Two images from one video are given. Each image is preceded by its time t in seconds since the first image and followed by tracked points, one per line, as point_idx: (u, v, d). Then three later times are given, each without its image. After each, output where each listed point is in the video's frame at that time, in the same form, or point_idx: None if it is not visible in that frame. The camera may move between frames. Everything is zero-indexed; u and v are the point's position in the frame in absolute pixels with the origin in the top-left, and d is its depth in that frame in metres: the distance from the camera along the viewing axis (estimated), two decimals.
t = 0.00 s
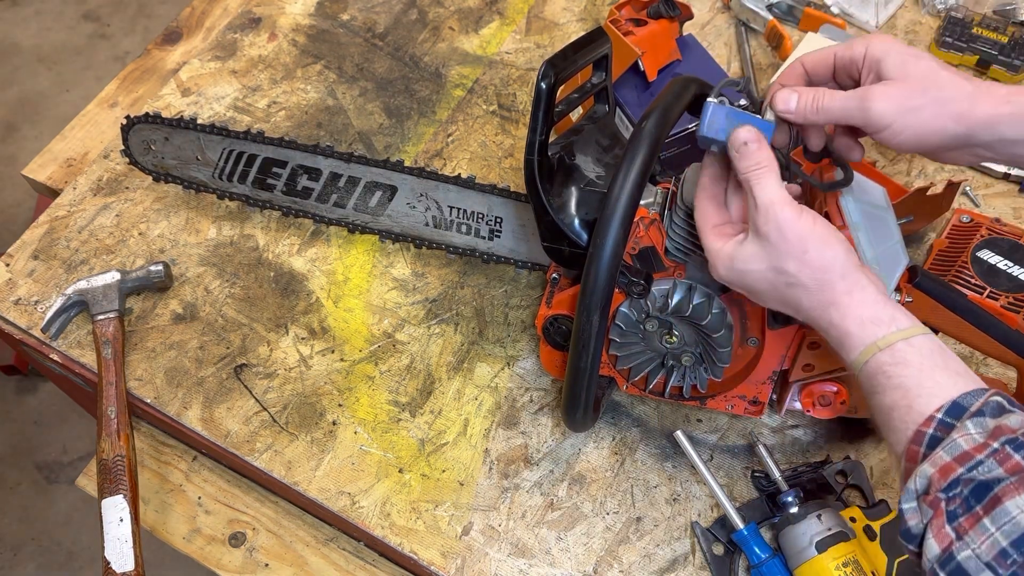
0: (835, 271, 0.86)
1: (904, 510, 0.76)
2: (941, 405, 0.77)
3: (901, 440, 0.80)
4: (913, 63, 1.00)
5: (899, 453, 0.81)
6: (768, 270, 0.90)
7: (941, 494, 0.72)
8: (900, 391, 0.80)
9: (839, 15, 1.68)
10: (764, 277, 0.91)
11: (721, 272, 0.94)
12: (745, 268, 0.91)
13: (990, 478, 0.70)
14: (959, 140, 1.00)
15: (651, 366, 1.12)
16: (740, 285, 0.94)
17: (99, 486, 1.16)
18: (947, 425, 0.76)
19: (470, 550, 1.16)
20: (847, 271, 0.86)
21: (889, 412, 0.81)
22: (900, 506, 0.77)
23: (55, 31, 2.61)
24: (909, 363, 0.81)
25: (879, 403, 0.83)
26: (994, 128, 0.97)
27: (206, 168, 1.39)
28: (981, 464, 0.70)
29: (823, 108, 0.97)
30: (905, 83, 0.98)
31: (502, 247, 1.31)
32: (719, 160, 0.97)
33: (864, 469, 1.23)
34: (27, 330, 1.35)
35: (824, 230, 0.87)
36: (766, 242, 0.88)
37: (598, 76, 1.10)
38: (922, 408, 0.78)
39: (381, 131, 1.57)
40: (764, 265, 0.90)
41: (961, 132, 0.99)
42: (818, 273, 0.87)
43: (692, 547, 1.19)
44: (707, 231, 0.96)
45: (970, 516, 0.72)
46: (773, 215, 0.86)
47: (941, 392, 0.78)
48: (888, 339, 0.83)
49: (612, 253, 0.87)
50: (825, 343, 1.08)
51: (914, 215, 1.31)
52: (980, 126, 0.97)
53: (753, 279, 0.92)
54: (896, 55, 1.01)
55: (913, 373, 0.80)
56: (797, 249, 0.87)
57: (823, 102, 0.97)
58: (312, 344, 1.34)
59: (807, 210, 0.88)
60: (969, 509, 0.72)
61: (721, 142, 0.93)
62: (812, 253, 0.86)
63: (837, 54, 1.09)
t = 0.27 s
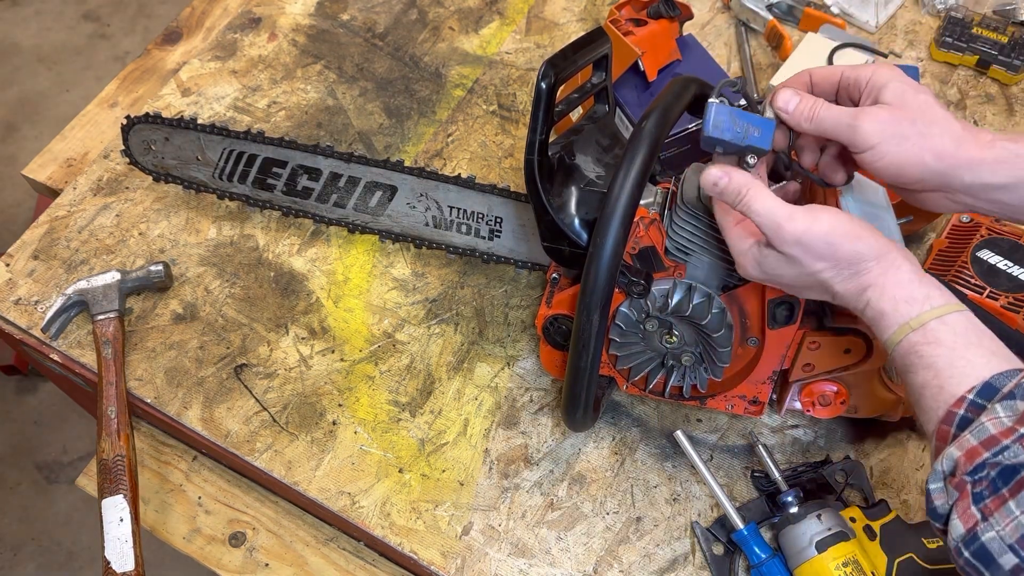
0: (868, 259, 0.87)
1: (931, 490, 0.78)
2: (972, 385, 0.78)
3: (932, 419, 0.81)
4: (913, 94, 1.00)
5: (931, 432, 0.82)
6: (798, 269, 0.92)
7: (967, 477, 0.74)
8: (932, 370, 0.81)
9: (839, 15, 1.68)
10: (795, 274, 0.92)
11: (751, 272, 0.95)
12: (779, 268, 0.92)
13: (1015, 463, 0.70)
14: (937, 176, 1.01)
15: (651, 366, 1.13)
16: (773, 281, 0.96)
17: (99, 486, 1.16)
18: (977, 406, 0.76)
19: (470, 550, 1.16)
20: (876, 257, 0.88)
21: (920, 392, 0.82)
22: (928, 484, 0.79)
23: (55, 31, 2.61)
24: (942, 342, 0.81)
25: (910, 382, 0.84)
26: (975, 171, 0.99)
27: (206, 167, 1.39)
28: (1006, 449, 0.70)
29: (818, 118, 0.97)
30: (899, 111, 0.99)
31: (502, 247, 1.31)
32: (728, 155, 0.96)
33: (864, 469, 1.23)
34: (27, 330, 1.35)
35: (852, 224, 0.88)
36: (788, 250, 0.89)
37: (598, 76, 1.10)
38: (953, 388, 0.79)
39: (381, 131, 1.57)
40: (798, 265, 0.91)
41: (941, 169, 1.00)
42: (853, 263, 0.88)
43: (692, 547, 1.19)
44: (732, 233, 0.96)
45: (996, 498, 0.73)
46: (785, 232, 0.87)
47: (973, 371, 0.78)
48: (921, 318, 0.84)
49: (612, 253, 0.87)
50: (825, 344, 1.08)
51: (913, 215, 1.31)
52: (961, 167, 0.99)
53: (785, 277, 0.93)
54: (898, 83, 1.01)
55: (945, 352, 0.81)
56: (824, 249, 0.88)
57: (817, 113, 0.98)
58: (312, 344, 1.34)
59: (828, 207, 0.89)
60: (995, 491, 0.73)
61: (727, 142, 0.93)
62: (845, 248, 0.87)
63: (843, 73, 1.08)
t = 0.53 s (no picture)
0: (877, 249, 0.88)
1: (932, 480, 0.79)
2: (977, 376, 0.78)
3: (936, 409, 0.81)
4: (912, 105, 1.00)
5: (935, 421, 0.82)
6: (807, 262, 0.91)
7: (968, 467, 0.74)
8: (938, 360, 0.81)
9: (839, 15, 1.68)
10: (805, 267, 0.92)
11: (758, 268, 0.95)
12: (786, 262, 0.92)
13: (1017, 454, 0.70)
14: (933, 188, 1.00)
15: (651, 366, 1.13)
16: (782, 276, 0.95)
17: (99, 486, 1.16)
18: (982, 398, 0.76)
19: (470, 550, 1.16)
20: (885, 247, 0.88)
21: (926, 380, 0.82)
22: (930, 475, 0.80)
23: (55, 31, 2.61)
24: (948, 333, 0.81)
25: (916, 370, 0.84)
26: (973, 184, 0.99)
27: (206, 167, 1.39)
28: (1008, 440, 0.70)
29: (816, 123, 0.95)
30: (896, 121, 0.98)
31: (502, 247, 1.31)
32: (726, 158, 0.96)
33: (864, 469, 1.22)
34: (27, 330, 1.35)
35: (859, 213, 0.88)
36: (798, 243, 0.89)
37: (598, 76, 1.10)
38: (958, 379, 0.79)
39: (381, 131, 1.57)
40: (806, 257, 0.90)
41: (937, 181, 1.00)
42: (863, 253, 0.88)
43: (692, 547, 1.19)
44: (736, 229, 0.95)
45: (996, 489, 0.72)
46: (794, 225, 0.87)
47: (979, 362, 0.78)
48: (928, 308, 0.84)
49: (612, 253, 0.87)
50: (825, 344, 1.08)
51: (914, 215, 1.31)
52: (959, 179, 0.99)
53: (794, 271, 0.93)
54: (898, 92, 1.01)
55: (951, 343, 0.81)
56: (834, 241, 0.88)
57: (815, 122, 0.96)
58: (312, 344, 1.34)
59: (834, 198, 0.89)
60: (995, 482, 0.72)
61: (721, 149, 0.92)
62: (853, 237, 0.88)
63: (846, 79, 1.07)
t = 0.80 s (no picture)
0: (880, 213, 0.86)
1: (937, 451, 0.80)
2: (983, 350, 0.78)
3: (942, 381, 0.82)
4: (900, 106, 0.96)
5: (939, 394, 0.83)
6: (814, 229, 0.89)
7: (973, 439, 0.76)
8: (944, 332, 0.81)
9: (839, 15, 1.68)
10: (813, 237, 0.89)
11: (764, 247, 0.92)
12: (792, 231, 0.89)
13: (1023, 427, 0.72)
14: (911, 195, 0.95)
15: (651, 366, 1.13)
16: (789, 254, 0.92)
17: (100, 485, 1.16)
18: (989, 370, 0.77)
19: (470, 550, 1.16)
20: (888, 211, 0.86)
21: (931, 353, 0.83)
22: (934, 447, 0.81)
23: (55, 31, 2.61)
24: (955, 305, 0.81)
25: (921, 343, 0.84)
26: (951, 194, 0.93)
27: (207, 167, 1.39)
28: (1015, 414, 0.72)
29: (801, 124, 0.97)
30: (882, 120, 0.95)
31: (502, 247, 1.31)
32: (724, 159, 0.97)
33: (864, 469, 1.22)
34: (27, 330, 1.35)
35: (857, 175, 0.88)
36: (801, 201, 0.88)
37: (598, 76, 1.10)
38: (965, 352, 0.79)
39: (381, 131, 1.57)
40: (810, 224, 0.88)
41: (916, 188, 0.94)
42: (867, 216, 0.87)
43: (692, 547, 1.19)
44: (736, 213, 0.94)
45: (1001, 461, 0.75)
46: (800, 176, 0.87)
47: (985, 336, 0.79)
48: (936, 279, 0.83)
49: (612, 253, 0.87)
50: (825, 344, 1.08)
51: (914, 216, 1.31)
52: (937, 188, 0.93)
53: (802, 243, 0.90)
54: (888, 93, 0.98)
55: (958, 316, 0.81)
56: (836, 198, 0.87)
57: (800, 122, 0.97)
58: (312, 344, 1.34)
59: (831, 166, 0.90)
60: (1001, 455, 0.75)
61: (720, 148, 0.94)
62: (854, 197, 0.87)
63: (842, 77, 1.06)
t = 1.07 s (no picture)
0: (880, 205, 0.86)
1: (933, 451, 0.81)
2: (979, 350, 0.78)
3: (937, 381, 0.82)
4: (892, 105, 0.95)
5: (934, 394, 0.83)
6: (812, 220, 0.88)
7: (970, 439, 0.76)
8: (941, 332, 0.81)
9: (839, 15, 1.68)
10: (812, 228, 0.88)
11: (761, 239, 0.91)
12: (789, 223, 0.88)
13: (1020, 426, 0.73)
14: (904, 195, 0.95)
15: (651, 366, 1.13)
16: (786, 247, 0.90)
17: (99, 485, 1.16)
18: (984, 371, 0.77)
19: (470, 550, 1.16)
20: (887, 204, 0.86)
21: (927, 352, 0.83)
22: (929, 447, 0.82)
23: (55, 31, 2.61)
24: (952, 305, 0.81)
25: (917, 342, 0.84)
26: (942, 193, 0.93)
27: (207, 167, 1.39)
28: (1012, 413, 0.73)
29: (792, 125, 0.97)
30: (874, 120, 0.94)
31: (502, 247, 1.31)
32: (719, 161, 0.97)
33: (864, 469, 1.22)
34: (27, 330, 1.35)
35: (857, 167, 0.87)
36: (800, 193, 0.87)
37: (598, 76, 1.10)
38: (960, 351, 0.79)
39: (381, 131, 1.57)
40: (808, 214, 0.87)
41: (909, 188, 0.94)
42: (866, 208, 0.86)
43: (692, 547, 1.19)
44: (733, 206, 0.94)
45: (997, 461, 0.75)
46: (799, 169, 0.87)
47: (981, 336, 0.79)
48: (934, 278, 0.82)
49: (612, 253, 0.87)
50: (825, 344, 1.08)
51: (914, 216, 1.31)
52: (928, 188, 0.93)
53: (800, 234, 0.89)
54: (880, 92, 0.97)
55: (954, 316, 0.81)
56: (836, 188, 0.86)
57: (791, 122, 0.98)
58: (312, 344, 1.34)
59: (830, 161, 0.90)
60: (997, 455, 0.75)
61: (716, 150, 0.94)
62: (854, 188, 0.86)
63: (835, 76, 1.06)
